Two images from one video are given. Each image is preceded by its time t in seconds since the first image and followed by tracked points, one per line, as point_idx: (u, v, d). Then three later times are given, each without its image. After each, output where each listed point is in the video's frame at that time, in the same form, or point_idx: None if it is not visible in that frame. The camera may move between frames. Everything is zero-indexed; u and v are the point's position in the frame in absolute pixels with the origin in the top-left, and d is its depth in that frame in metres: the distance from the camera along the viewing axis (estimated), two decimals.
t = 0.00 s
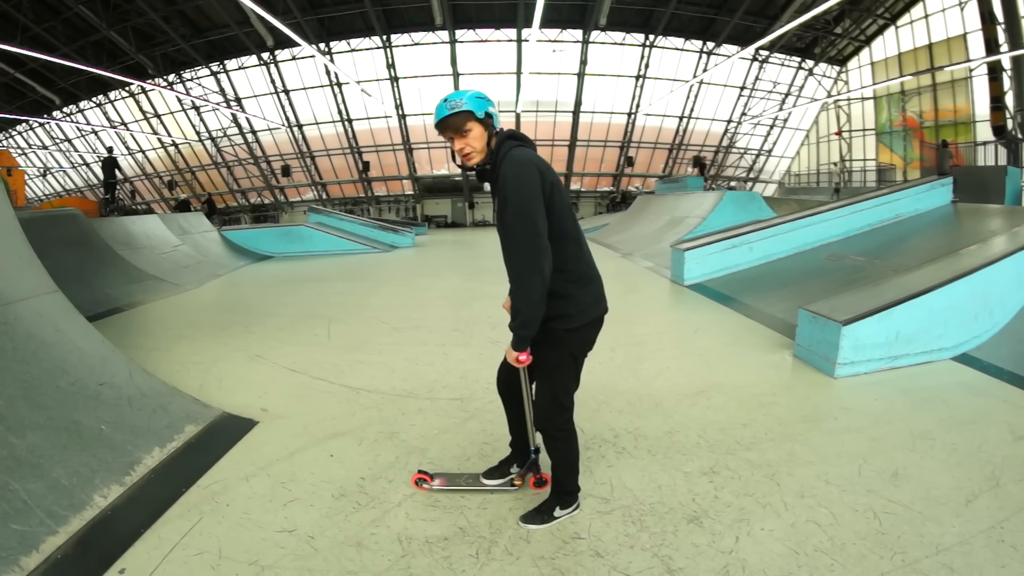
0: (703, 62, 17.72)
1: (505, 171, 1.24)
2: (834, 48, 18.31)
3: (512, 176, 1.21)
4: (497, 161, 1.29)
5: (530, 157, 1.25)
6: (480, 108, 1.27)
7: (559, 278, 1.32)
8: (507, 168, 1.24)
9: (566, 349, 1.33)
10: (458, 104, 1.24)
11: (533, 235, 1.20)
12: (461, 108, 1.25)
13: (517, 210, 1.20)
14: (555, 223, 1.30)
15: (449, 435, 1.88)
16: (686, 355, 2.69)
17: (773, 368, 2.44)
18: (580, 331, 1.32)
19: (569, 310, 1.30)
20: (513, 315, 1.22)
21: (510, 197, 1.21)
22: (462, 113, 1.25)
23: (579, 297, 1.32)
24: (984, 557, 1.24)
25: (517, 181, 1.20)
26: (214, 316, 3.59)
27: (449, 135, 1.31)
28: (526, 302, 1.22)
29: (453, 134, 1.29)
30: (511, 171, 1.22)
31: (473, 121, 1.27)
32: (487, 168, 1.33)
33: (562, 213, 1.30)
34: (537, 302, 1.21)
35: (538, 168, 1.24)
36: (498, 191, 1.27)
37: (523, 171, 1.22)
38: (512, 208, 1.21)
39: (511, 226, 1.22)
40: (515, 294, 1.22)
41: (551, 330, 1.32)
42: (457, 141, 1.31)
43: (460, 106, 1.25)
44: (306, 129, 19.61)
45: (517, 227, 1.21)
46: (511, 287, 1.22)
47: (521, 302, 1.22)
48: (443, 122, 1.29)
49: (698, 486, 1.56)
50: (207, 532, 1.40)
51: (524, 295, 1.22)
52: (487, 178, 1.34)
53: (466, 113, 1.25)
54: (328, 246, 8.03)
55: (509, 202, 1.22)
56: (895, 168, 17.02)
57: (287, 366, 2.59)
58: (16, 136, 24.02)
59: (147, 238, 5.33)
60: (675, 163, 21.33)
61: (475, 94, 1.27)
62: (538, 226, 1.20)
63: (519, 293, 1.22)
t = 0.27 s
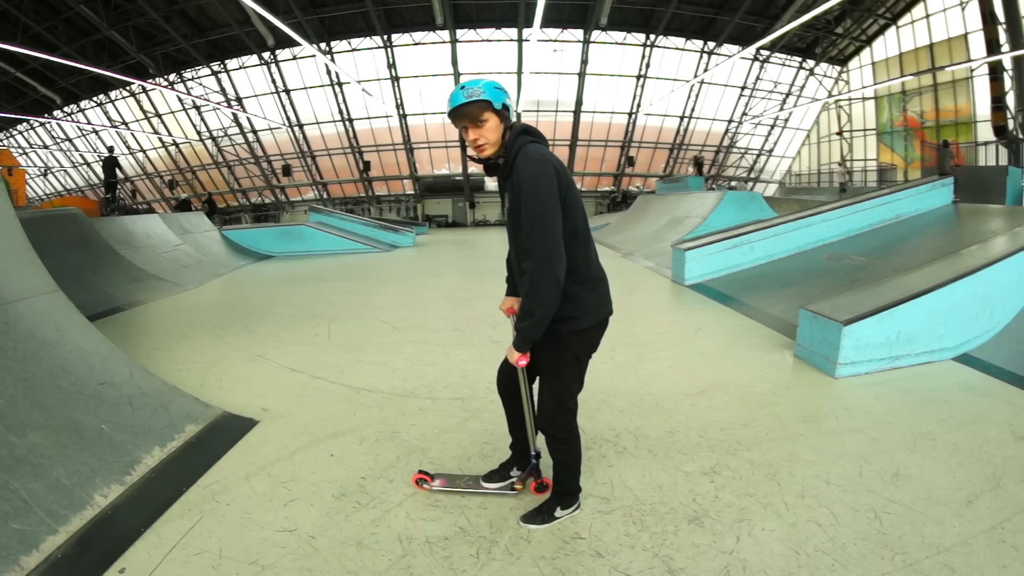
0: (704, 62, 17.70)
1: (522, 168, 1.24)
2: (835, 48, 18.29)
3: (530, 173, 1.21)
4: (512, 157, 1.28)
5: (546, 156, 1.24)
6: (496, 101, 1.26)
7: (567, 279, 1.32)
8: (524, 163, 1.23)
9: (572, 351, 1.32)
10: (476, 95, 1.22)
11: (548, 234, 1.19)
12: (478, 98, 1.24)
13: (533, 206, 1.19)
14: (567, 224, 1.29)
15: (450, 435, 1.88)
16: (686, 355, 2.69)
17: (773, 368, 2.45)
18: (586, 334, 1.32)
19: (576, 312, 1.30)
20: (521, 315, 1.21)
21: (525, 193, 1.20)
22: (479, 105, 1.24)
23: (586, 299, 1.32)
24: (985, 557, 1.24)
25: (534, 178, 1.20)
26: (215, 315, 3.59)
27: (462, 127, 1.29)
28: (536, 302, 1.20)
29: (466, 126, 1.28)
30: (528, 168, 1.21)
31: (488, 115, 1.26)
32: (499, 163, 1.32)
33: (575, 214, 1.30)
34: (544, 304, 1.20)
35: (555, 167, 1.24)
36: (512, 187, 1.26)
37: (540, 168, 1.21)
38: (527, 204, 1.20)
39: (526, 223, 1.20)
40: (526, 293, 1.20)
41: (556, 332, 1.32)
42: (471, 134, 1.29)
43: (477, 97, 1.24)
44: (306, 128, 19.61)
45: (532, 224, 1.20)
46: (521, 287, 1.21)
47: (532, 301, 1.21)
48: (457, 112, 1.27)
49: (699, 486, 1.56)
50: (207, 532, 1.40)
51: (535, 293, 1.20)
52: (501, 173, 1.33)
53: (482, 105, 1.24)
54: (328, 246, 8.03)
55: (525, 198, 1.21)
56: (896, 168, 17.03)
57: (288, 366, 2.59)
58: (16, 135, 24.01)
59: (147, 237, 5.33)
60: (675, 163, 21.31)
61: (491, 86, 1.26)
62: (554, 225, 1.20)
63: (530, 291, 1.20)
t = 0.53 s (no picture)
0: (704, 61, 17.71)
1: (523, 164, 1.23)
2: (835, 47, 18.29)
3: (531, 169, 1.21)
4: (513, 154, 1.28)
5: (548, 151, 1.24)
6: (496, 98, 1.26)
7: (568, 277, 1.32)
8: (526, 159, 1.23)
9: (573, 350, 1.32)
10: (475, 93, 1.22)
11: (548, 232, 1.19)
12: (477, 96, 1.24)
13: (534, 204, 1.19)
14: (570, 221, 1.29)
15: (448, 434, 1.88)
16: (686, 354, 2.69)
17: (772, 367, 2.45)
18: (587, 333, 1.32)
19: (576, 311, 1.30)
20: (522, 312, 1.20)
21: (527, 189, 1.20)
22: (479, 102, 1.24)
23: (588, 298, 1.32)
24: (984, 556, 1.24)
25: (536, 173, 1.20)
26: (215, 314, 3.59)
27: (462, 125, 1.29)
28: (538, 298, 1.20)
29: (466, 125, 1.28)
30: (530, 163, 1.21)
31: (488, 112, 1.26)
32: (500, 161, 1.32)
33: (577, 211, 1.30)
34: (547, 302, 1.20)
35: (557, 163, 1.24)
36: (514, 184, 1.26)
37: (541, 164, 1.21)
38: (529, 199, 1.19)
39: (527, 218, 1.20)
40: (528, 288, 1.19)
41: (557, 331, 1.32)
42: (470, 132, 1.29)
43: (476, 95, 1.24)
44: (306, 127, 19.60)
45: (534, 220, 1.20)
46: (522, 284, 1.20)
47: (534, 296, 1.20)
48: (457, 111, 1.27)
49: (698, 485, 1.55)
50: (206, 531, 1.40)
51: (537, 289, 1.19)
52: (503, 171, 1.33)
53: (481, 103, 1.24)
54: (328, 244, 8.01)
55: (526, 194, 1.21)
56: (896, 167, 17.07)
57: (287, 364, 2.59)
58: (15, 134, 23.98)
59: (146, 235, 5.32)
60: (675, 162, 21.31)
61: (491, 84, 1.26)
62: (556, 220, 1.19)
63: (533, 287, 1.20)
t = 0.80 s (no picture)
0: (706, 59, 17.68)
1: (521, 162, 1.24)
2: (837, 46, 18.26)
3: (528, 167, 1.21)
4: (512, 152, 1.28)
5: (548, 147, 1.24)
6: (494, 96, 1.26)
7: (567, 276, 1.31)
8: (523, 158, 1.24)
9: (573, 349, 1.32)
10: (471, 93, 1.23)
11: (545, 232, 1.18)
12: (475, 97, 1.25)
13: (532, 202, 1.19)
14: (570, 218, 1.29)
15: (449, 432, 1.88)
16: (687, 353, 2.68)
17: (773, 366, 2.44)
18: (587, 332, 1.31)
19: (576, 310, 1.30)
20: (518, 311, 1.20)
21: (523, 186, 1.20)
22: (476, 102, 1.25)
23: (587, 297, 1.31)
24: (984, 557, 1.24)
25: (534, 173, 1.19)
26: (215, 312, 3.58)
27: (462, 125, 1.31)
28: (535, 296, 1.20)
29: (465, 125, 1.30)
30: (528, 160, 1.21)
31: (486, 111, 1.27)
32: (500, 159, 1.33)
33: (578, 209, 1.29)
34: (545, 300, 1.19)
35: (557, 160, 1.23)
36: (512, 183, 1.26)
37: (539, 161, 1.21)
38: (526, 197, 1.19)
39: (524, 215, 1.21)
40: (524, 285, 1.19)
41: (557, 329, 1.31)
42: (470, 132, 1.31)
43: (473, 95, 1.25)
44: (306, 125, 19.57)
45: (531, 217, 1.20)
46: (518, 282, 1.20)
47: (531, 293, 1.20)
48: (457, 111, 1.28)
49: (699, 484, 1.55)
50: (206, 529, 1.40)
51: (533, 287, 1.19)
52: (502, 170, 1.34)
53: (478, 103, 1.25)
54: (329, 242, 8.01)
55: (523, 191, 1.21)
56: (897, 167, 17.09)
57: (287, 362, 2.58)
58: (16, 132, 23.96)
59: (147, 233, 5.32)
60: (676, 160, 21.28)
61: (490, 82, 1.27)
62: (555, 217, 1.19)
63: (529, 284, 1.19)
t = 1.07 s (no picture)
0: (706, 58, 17.69)
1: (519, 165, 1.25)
2: (838, 45, 18.25)
3: (525, 169, 1.22)
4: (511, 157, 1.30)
5: (548, 149, 1.24)
6: (489, 104, 1.28)
7: (571, 276, 1.31)
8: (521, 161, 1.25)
9: (574, 348, 1.32)
10: (466, 102, 1.26)
11: (546, 232, 1.18)
12: (472, 106, 1.27)
13: (532, 204, 1.19)
14: (573, 219, 1.28)
15: (450, 430, 1.88)
16: (687, 352, 2.68)
17: (774, 365, 2.44)
18: (590, 331, 1.31)
19: (580, 309, 1.30)
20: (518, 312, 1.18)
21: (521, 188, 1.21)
22: (472, 112, 1.28)
23: (591, 296, 1.31)
24: (986, 557, 1.24)
25: (534, 175, 1.19)
26: (216, 310, 3.58)
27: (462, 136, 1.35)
28: (535, 294, 1.18)
29: (462, 135, 1.34)
30: (525, 163, 1.22)
31: (482, 120, 1.29)
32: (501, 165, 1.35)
33: (581, 209, 1.29)
34: (545, 302, 1.18)
35: (557, 160, 1.23)
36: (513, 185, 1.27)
37: (536, 163, 1.21)
38: (523, 198, 1.20)
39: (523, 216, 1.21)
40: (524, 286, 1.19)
41: (561, 327, 1.31)
42: (470, 141, 1.33)
43: (468, 106, 1.27)
44: (307, 123, 19.58)
45: (529, 218, 1.20)
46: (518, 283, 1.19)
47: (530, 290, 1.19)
48: (456, 121, 1.31)
49: (700, 483, 1.55)
50: (206, 528, 1.40)
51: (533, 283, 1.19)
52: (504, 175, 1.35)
53: (470, 111, 1.28)
54: (329, 241, 8.00)
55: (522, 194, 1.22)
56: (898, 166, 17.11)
57: (288, 361, 2.58)
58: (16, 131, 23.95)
59: (147, 232, 5.32)
60: (677, 159, 21.28)
61: (487, 90, 1.29)
62: (555, 218, 1.18)
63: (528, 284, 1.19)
